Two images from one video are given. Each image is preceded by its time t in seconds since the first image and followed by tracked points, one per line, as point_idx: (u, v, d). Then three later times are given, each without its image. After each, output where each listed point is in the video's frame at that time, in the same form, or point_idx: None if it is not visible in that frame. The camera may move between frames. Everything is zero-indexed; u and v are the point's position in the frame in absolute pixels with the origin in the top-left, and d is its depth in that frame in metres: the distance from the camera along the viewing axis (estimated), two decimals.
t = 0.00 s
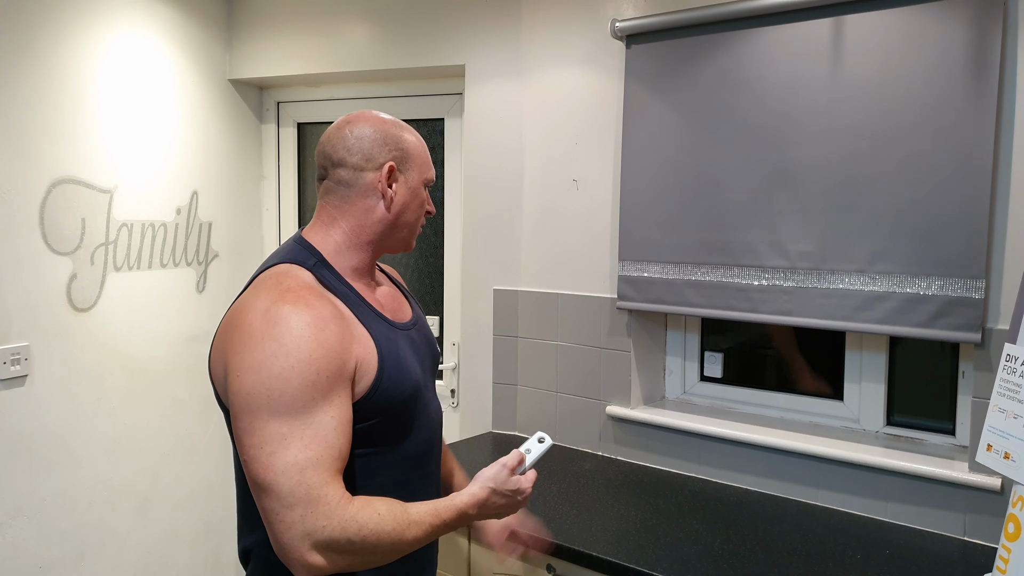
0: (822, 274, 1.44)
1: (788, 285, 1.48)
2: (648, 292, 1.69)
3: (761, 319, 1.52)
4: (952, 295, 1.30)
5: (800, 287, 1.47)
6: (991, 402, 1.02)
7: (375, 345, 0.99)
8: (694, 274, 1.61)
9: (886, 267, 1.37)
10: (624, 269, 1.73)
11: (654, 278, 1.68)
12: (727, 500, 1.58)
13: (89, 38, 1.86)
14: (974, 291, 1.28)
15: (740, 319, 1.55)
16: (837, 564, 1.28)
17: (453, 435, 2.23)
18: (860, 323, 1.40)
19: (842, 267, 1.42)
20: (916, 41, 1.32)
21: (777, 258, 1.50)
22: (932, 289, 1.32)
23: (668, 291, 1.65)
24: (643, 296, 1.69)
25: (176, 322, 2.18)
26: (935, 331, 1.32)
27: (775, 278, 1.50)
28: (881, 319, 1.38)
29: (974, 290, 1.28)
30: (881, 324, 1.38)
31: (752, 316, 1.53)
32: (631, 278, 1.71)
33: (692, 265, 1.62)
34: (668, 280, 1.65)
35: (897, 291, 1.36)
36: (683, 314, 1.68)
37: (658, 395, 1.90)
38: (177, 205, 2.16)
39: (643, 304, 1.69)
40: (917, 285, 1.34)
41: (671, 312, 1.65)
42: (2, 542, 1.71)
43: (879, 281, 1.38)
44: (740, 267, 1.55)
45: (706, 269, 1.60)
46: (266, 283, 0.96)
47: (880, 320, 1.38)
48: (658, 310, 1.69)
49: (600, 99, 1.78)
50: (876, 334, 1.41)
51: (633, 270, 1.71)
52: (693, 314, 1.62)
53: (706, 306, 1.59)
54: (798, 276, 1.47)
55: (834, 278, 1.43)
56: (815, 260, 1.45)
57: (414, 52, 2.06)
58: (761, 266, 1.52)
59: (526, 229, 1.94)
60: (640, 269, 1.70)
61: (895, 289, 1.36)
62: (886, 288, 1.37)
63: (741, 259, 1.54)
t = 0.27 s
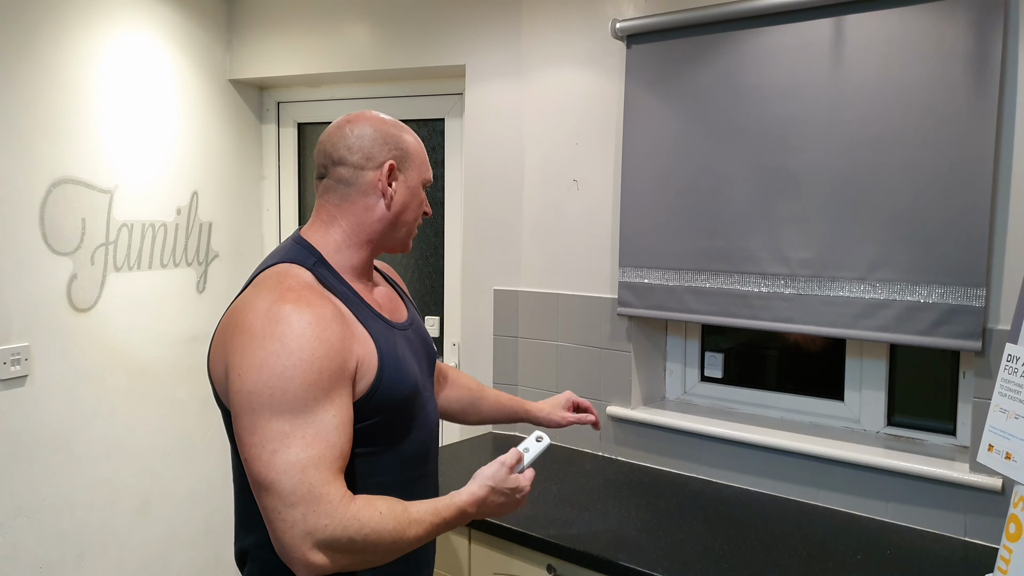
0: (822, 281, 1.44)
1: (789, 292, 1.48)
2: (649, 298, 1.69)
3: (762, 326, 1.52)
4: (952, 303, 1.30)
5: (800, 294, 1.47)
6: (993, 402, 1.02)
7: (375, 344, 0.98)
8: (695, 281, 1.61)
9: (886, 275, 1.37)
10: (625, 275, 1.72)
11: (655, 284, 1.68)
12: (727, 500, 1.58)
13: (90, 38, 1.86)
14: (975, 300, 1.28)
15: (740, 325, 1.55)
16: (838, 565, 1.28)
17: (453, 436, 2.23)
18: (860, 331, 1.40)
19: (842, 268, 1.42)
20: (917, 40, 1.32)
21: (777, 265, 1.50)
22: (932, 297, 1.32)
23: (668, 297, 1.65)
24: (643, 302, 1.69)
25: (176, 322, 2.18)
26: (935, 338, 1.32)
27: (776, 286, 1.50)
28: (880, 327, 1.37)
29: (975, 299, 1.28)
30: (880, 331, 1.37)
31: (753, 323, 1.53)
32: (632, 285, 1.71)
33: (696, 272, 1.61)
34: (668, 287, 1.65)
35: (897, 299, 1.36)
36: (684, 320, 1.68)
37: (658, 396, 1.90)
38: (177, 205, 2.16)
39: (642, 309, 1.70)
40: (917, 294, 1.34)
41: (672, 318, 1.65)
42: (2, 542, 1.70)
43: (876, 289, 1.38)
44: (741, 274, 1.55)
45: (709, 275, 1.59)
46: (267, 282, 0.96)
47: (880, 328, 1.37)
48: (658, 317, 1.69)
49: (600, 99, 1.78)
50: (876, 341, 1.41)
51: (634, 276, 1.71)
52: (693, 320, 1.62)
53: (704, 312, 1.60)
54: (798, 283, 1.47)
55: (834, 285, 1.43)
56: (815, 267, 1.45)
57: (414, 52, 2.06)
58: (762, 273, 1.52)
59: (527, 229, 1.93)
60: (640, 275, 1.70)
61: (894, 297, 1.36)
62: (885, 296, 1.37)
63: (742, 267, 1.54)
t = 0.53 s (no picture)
0: (824, 288, 1.44)
1: (789, 301, 1.48)
2: (649, 304, 1.69)
3: (762, 333, 1.52)
4: (954, 310, 1.30)
5: (800, 302, 1.47)
6: (996, 402, 1.01)
7: (375, 345, 0.98)
8: (696, 288, 1.61)
9: (886, 283, 1.37)
10: (626, 281, 1.72)
11: (656, 291, 1.68)
12: (728, 500, 1.57)
13: (91, 38, 1.86)
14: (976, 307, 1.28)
15: (740, 332, 1.55)
16: (839, 565, 1.27)
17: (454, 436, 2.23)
18: (862, 337, 1.39)
19: (843, 268, 1.41)
20: (918, 39, 1.32)
21: (777, 272, 1.49)
22: (934, 305, 1.32)
23: (669, 303, 1.65)
24: (644, 309, 1.70)
25: (176, 323, 2.17)
26: (936, 345, 1.32)
27: (777, 292, 1.50)
28: (881, 335, 1.37)
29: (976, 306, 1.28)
30: (882, 338, 1.37)
31: (754, 330, 1.53)
32: (632, 291, 1.71)
33: (699, 278, 1.60)
34: (669, 293, 1.65)
35: (897, 307, 1.36)
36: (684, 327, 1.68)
37: (659, 397, 1.89)
38: (177, 206, 2.15)
39: (643, 316, 1.70)
40: (919, 301, 1.34)
41: (672, 325, 1.65)
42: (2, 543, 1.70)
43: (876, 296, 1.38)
44: (742, 280, 1.54)
45: (712, 281, 1.59)
46: (267, 283, 0.96)
47: (882, 334, 1.37)
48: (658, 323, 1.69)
49: (600, 99, 1.78)
50: (876, 349, 1.41)
51: (635, 282, 1.71)
52: (694, 326, 1.62)
53: (706, 319, 1.59)
54: (799, 289, 1.47)
55: (835, 293, 1.43)
56: (817, 274, 1.45)
57: (414, 53, 2.05)
58: (761, 279, 1.52)
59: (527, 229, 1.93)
60: (640, 281, 1.70)
61: (895, 305, 1.36)
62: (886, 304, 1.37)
63: (743, 273, 1.54)
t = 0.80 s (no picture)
0: (825, 296, 1.44)
1: (788, 307, 1.48)
2: (648, 310, 1.69)
3: (762, 339, 1.51)
4: (953, 318, 1.30)
5: (800, 309, 1.47)
6: (997, 402, 1.01)
7: (379, 344, 0.98)
8: (697, 294, 1.61)
9: (886, 291, 1.37)
10: (626, 288, 1.73)
11: (656, 297, 1.68)
12: (729, 500, 1.57)
13: (91, 39, 1.86)
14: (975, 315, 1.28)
15: (740, 339, 1.55)
16: (840, 565, 1.27)
17: (454, 436, 2.23)
18: (862, 345, 1.39)
19: (844, 268, 1.41)
20: (919, 40, 1.31)
21: (777, 279, 1.49)
22: (934, 313, 1.32)
23: (669, 311, 1.65)
24: (643, 315, 1.70)
25: (176, 323, 2.17)
26: (937, 353, 1.32)
27: (777, 299, 1.50)
28: (881, 342, 1.37)
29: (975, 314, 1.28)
30: (882, 346, 1.37)
31: (754, 336, 1.52)
32: (632, 297, 1.71)
33: (703, 285, 1.60)
34: (668, 299, 1.65)
35: (897, 314, 1.35)
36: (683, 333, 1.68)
37: (659, 397, 1.89)
38: (178, 206, 2.15)
39: (641, 321, 1.70)
40: (919, 308, 1.33)
41: (672, 331, 1.65)
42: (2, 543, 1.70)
43: (876, 304, 1.38)
44: (743, 288, 1.54)
45: (714, 288, 1.58)
46: (272, 282, 0.96)
47: (882, 342, 1.37)
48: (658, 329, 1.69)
49: (600, 99, 1.78)
50: (876, 356, 1.41)
51: (634, 288, 1.71)
52: (695, 333, 1.62)
53: (707, 326, 1.59)
54: (799, 297, 1.47)
55: (834, 301, 1.43)
56: (818, 280, 1.44)
57: (414, 53, 2.06)
58: (761, 286, 1.52)
59: (527, 229, 1.93)
60: (640, 287, 1.70)
61: (895, 313, 1.36)
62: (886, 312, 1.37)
63: (745, 281, 1.54)
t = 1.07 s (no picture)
0: (825, 303, 1.44)
1: (788, 314, 1.48)
2: (648, 317, 1.69)
3: (763, 346, 1.52)
4: (953, 326, 1.30)
5: (801, 315, 1.46)
6: (997, 402, 1.01)
7: (381, 344, 0.98)
8: (696, 300, 1.61)
9: (885, 298, 1.37)
10: (625, 293, 1.73)
11: (655, 304, 1.68)
12: (729, 501, 1.57)
13: (92, 39, 1.86)
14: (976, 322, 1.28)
15: (740, 345, 1.55)
16: (840, 565, 1.27)
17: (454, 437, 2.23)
18: (862, 352, 1.39)
19: (845, 268, 1.41)
20: (920, 39, 1.31)
21: (778, 286, 1.49)
22: (934, 320, 1.31)
23: (670, 317, 1.65)
24: (643, 321, 1.70)
25: (176, 323, 2.17)
26: (938, 361, 1.31)
27: (778, 306, 1.49)
28: (881, 349, 1.37)
29: (976, 322, 1.28)
30: (882, 353, 1.37)
31: (754, 344, 1.53)
32: (632, 303, 1.72)
33: (701, 292, 1.60)
34: (668, 306, 1.65)
35: (897, 322, 1.35)
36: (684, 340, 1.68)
37: (659, 397, 1.88)
38: (178, 206, 2.15)
39: (641, 328, 1.71)
40: (919, 315, 1.33)
41: (672, 337, 1.65)
42: (2, 543, 1.70)
43: (876, 311, 1.38)
44: (742, 294, 1.54)
45: (713, 295, 1.58)
46: (275, 281, 0.95)
47: (881, 350, 1.37)
48: (658, 335, 1.69)
49: (600, 99, 1.78)
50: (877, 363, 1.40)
51: (633, 293, 1.72)
52: (695, 340, 1.62)
53: (707, 332, 1.59)
54: (799, 303, 1.47)
55: (834, 308, 1.43)
56: (817, 288, 1.44)
57: (414, 53, 2.05)
58: (762, 293, 1.51)
59: (527, 228, 1.93)
60: (640, 293, 1.71)
61: (895, 320, 1.35)
62: (886, 319, 1.37)
63: (743, 287, 1.54)
